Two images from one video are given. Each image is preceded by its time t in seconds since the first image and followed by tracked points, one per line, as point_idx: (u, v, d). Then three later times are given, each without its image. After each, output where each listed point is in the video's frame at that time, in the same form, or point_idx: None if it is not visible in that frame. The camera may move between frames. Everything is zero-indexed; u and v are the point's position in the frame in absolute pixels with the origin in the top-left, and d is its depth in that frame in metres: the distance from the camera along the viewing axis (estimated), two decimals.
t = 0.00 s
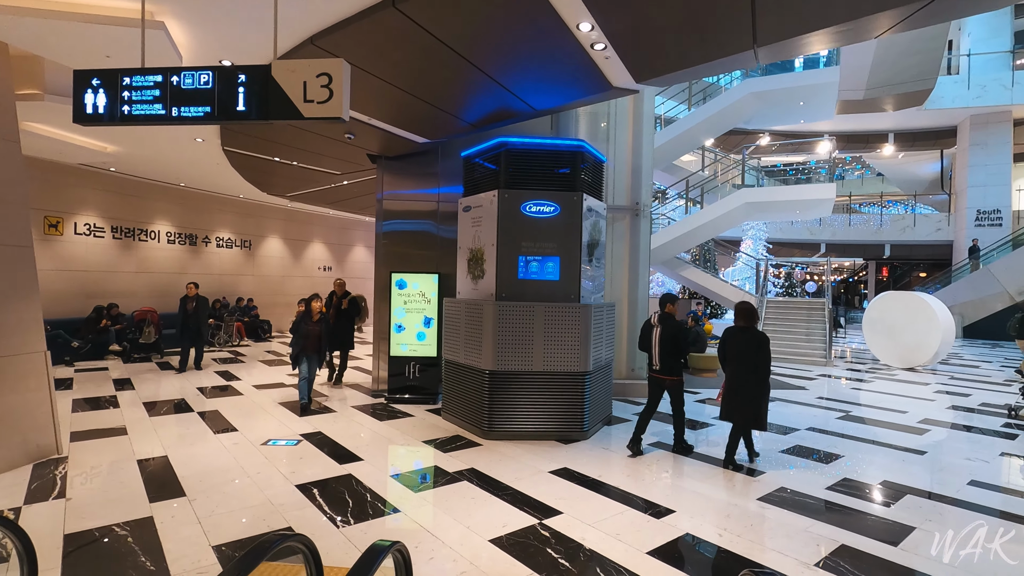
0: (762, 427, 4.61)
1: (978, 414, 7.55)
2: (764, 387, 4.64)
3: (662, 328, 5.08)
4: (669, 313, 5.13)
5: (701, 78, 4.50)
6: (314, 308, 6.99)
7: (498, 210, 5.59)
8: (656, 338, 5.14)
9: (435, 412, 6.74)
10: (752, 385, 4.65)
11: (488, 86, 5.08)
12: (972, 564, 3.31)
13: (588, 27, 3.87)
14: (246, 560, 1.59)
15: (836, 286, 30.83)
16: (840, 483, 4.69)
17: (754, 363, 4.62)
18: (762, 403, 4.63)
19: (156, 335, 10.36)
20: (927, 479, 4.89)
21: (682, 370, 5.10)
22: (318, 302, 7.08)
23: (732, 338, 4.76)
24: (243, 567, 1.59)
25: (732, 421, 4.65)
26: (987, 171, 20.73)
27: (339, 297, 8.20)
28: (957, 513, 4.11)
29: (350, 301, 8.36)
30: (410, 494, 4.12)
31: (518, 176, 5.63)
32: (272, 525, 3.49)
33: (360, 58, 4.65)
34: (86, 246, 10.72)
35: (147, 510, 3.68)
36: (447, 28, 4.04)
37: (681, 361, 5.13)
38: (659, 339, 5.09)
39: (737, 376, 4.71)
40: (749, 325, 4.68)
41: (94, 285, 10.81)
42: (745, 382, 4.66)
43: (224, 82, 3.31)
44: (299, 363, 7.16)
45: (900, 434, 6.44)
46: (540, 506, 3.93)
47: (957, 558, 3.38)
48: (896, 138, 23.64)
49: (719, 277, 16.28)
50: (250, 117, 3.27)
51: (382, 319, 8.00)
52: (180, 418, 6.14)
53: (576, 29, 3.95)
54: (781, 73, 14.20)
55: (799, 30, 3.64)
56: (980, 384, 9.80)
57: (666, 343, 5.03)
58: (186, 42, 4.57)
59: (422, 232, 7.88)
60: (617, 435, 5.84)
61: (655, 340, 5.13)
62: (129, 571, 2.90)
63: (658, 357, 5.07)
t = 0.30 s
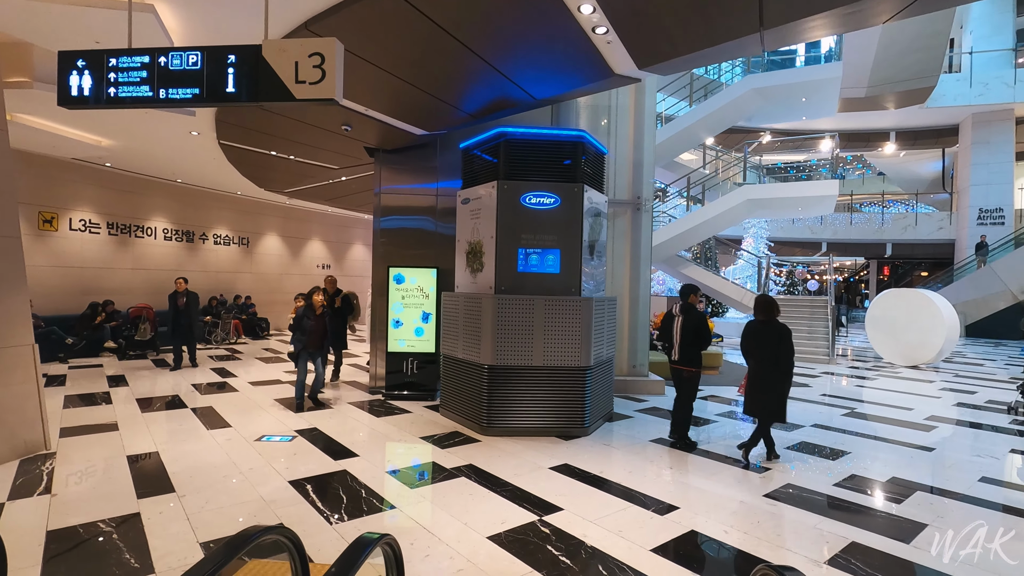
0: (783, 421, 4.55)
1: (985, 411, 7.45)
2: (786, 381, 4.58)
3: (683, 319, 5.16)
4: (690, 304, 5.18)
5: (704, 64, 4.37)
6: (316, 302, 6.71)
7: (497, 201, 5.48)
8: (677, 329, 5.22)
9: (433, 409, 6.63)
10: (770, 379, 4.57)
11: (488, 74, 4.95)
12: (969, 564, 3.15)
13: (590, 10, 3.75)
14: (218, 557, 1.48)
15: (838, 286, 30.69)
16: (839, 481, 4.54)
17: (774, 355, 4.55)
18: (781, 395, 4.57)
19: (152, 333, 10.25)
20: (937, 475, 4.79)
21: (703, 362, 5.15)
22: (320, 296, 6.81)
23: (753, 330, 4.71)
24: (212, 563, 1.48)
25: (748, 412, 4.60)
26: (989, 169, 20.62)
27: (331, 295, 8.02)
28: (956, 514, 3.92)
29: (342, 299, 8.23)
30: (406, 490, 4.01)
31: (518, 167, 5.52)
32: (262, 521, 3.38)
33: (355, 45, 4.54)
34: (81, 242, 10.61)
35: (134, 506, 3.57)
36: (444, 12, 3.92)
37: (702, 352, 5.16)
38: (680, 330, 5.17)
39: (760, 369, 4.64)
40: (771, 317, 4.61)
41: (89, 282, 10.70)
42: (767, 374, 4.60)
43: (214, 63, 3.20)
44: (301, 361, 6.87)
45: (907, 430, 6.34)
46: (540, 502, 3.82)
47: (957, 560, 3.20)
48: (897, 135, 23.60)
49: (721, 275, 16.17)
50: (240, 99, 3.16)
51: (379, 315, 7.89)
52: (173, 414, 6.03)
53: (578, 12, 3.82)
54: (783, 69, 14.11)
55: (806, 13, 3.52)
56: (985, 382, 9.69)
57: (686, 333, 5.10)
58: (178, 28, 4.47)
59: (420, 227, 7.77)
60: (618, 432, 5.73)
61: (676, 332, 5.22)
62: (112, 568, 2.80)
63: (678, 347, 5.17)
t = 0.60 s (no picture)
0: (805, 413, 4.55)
1: (990, 408, 7.36)
2: (807, 375, 4.59)
3: (697, 313, 5.11)
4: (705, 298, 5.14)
5: (709, 47, 4.25)
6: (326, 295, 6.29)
7: (496, 191, 5.37)
8: (692, 324, 5.17)
9: (431, 404, 6.52)
10: (792, 371, 4.59)
11: (487, 61, 4.83)
12: (967, 564, 3.02)
13: None
14: (179, 555, 1.37)
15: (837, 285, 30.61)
16: (838, 476, 4.43)
17: (792, 347, 4.58)
18: (803, 388, 4.57)
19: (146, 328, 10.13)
20: (945, 471, 4.69)
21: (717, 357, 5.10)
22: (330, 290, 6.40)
23: (770, 322, 4.75)
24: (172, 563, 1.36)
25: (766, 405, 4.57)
26: (990, 167, 20.53)
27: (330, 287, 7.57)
28: (955, 512, 3.79)
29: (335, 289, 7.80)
30: (402, 485, 3.89)
31: (518, 157, 5.41)
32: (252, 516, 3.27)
33: (350, 30, 4.41)
34: (75, 236, 10.49)
35: (120, 501, 3.46)
36: None
37: (717, 347, 5.12)
38: (695, 325, 5.11)
39: (778, 361, 4.66)
40: (788, 309, 4.64)
41: (82, 277, 10.58)
42: (787, 367, 4.60)
43: (202, 42, 3.10)
44: (310, 359, 6.41)
45: (913, 426, 6.25)
46: (539, 497, 3.71)
47: (955, 560, 3.07)
48: (898, 135, 23.66)
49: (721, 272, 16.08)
50: (229, 79, 3.05)
51: (376, 309, 7.77)
52: (165, 409, 5.92)
53: None
54: (784, 65, 14.01)
55: None
56: (989, 379, 9.61)
57: (702, 327, 5.06)
58: (168, 11, 4.37)
59: (418, 220, 7.65)
60: (619, 427, 5.62)
61: (691, 326, 5.16)
62: (94, 564, 2.69)
63: (693, 341, 5.11)
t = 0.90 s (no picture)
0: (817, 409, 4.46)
1: (992, 406, 7.30)
2: (827, 370, 4.51)
3: (711, 306, 5.08)
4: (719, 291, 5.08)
5: (712, 33, 4.15)
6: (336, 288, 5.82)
7: (494, 182, 5.26)
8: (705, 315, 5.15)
9: (426, 400, 6.41)
10: (812, 367, 4.51)
11: (486, 49, 4.72)
12: (967, 565, 2.91)
13: None
14: (136, 555, 1.29)
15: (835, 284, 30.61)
16: (836, 474, 4.32)
17: (813, 343, 4.50)
18: (823, 384, 4.49)
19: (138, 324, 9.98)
20: (951, 469, 4.61)
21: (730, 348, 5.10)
22: (340, 283, 5.93)
23: (789, 317, 4.68)
24: (129, 564, 1.28)
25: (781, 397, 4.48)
26: (988, 167, 20.50)
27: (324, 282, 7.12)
28: (958, 511, 3.68)
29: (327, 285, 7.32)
30: (395, 482, 3.78)
31: (516, 147, 5.31)
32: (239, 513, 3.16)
33: (344, 15, 4.29)
34: (66, 230, 10.33)
35: (102, 497, 3.34)
36: None
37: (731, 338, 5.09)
38: (707, 316, 5.11)
39: (798, 357, 4.59)
40: (807, 304, 4.57)
41: (73, 271, 10.43)
42: (808, 362, 4.52)
43: (187, 19, 2.98)
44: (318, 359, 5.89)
45: (915, 424, 6.17)
46: (536, 494, 3.61)
47: (958, 562, 2.95)
48: (897, 134, 23.44)
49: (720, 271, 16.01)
50: (216, 58, 2.94)
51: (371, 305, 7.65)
52: (154, 404, 5.79)
53: None
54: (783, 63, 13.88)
55: None
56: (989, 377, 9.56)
57: (714, 319, 5.03)
58: None
59: (415, 214, 7.53)
60: (618, 424, 5.52)
61: (704, 316, 5.15)
62: (70, 562, 2.57)
63: (707, 333, 5.09)
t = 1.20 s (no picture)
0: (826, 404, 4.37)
1: (994, 403, 7.22)
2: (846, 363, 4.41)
3: (727, 300, 4.97)
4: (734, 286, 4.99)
5: (716, 17, 4.03)
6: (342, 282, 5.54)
7: (490, 173, 5.12)
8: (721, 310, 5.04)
9: (420, 396, 6.27)
10: (828, 361, 4.42)
11: (483, 34, 4.58)
12: (975, 566, 2.79)
13: None
14: (88, 552, 1.17)
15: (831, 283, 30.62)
16: (839, 472, 4.20)
17: (831, 336, 4.42)
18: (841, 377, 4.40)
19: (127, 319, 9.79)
20: (958, 467, 4.50)
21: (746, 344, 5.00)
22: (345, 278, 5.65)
23: (806, 311, 4.59)
24: (79, 565, 1.14)
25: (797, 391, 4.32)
26: (985, 166, 20.48)
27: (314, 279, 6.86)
28: (968, 510, 3.57)
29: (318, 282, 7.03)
30: (386, 480, 3.64)
31: (512, 137, 5.16)
32: (222, 512, 3.01)
33: None
34: (53, 224, 10.13)
35: (79, 495, 3.19)
36: None
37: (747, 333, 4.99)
38: (723, 312, 4.98)
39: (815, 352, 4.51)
40: (825, 297, 4.50)
41: (61, 266, 10.23)
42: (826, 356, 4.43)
43: None
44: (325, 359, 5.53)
45: (919, 422, 6.07)
46: (533, 493, 3.47)
47: (973, 562, 2.83)
48: (893, 132, 23.41)
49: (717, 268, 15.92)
50: (197, 33, 2.79)
51: (364, 299, 7.50)
52: (140, 400, 5.63)
53: None
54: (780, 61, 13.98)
55: None
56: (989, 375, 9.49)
57: (731, 314, 4.92)
58: None
59: (409, 208, 7.38)
60: (616, 420, 5.40)
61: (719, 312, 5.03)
62: (40, 563, 2.42)
63: (722, 329, 4.98)
